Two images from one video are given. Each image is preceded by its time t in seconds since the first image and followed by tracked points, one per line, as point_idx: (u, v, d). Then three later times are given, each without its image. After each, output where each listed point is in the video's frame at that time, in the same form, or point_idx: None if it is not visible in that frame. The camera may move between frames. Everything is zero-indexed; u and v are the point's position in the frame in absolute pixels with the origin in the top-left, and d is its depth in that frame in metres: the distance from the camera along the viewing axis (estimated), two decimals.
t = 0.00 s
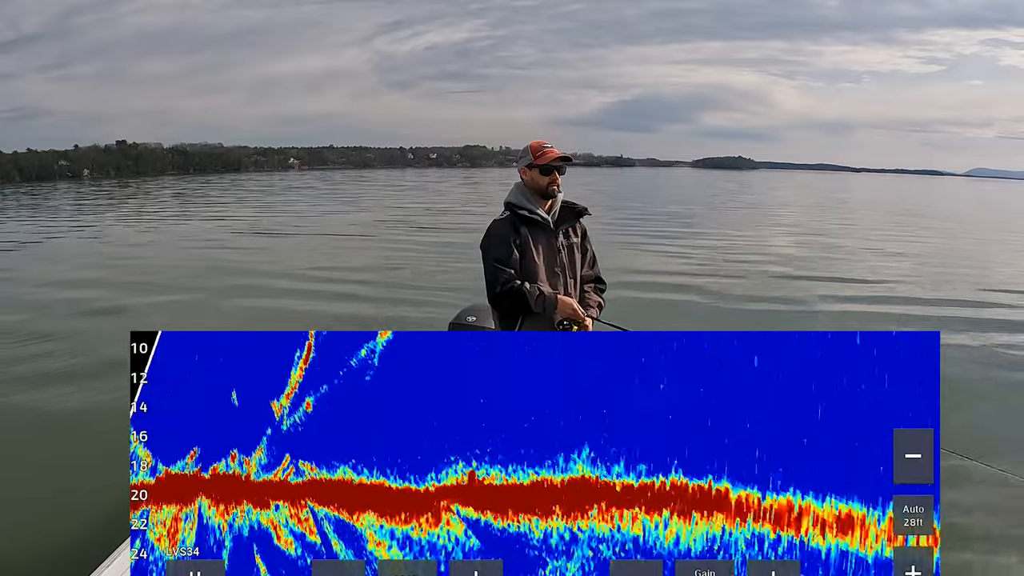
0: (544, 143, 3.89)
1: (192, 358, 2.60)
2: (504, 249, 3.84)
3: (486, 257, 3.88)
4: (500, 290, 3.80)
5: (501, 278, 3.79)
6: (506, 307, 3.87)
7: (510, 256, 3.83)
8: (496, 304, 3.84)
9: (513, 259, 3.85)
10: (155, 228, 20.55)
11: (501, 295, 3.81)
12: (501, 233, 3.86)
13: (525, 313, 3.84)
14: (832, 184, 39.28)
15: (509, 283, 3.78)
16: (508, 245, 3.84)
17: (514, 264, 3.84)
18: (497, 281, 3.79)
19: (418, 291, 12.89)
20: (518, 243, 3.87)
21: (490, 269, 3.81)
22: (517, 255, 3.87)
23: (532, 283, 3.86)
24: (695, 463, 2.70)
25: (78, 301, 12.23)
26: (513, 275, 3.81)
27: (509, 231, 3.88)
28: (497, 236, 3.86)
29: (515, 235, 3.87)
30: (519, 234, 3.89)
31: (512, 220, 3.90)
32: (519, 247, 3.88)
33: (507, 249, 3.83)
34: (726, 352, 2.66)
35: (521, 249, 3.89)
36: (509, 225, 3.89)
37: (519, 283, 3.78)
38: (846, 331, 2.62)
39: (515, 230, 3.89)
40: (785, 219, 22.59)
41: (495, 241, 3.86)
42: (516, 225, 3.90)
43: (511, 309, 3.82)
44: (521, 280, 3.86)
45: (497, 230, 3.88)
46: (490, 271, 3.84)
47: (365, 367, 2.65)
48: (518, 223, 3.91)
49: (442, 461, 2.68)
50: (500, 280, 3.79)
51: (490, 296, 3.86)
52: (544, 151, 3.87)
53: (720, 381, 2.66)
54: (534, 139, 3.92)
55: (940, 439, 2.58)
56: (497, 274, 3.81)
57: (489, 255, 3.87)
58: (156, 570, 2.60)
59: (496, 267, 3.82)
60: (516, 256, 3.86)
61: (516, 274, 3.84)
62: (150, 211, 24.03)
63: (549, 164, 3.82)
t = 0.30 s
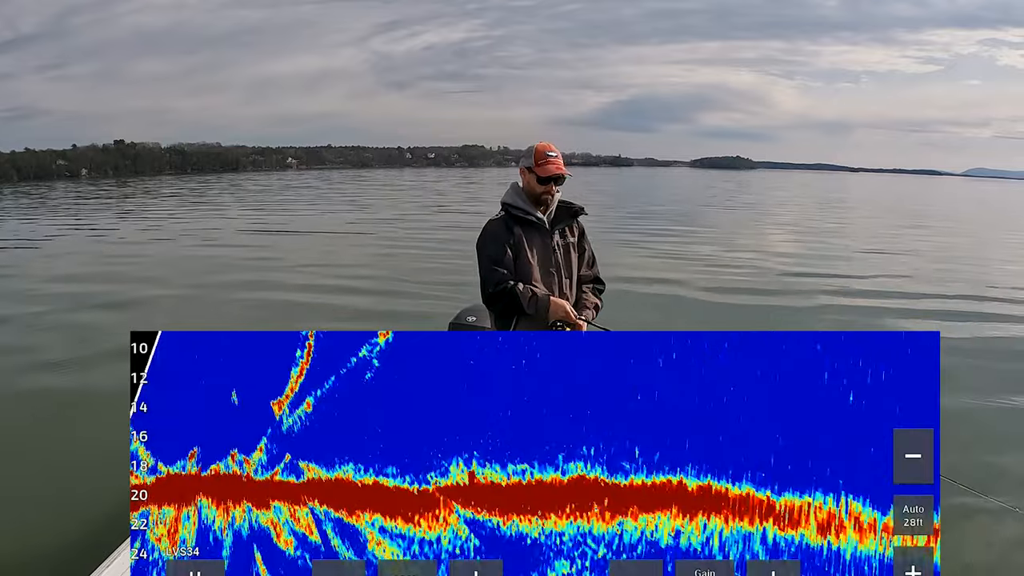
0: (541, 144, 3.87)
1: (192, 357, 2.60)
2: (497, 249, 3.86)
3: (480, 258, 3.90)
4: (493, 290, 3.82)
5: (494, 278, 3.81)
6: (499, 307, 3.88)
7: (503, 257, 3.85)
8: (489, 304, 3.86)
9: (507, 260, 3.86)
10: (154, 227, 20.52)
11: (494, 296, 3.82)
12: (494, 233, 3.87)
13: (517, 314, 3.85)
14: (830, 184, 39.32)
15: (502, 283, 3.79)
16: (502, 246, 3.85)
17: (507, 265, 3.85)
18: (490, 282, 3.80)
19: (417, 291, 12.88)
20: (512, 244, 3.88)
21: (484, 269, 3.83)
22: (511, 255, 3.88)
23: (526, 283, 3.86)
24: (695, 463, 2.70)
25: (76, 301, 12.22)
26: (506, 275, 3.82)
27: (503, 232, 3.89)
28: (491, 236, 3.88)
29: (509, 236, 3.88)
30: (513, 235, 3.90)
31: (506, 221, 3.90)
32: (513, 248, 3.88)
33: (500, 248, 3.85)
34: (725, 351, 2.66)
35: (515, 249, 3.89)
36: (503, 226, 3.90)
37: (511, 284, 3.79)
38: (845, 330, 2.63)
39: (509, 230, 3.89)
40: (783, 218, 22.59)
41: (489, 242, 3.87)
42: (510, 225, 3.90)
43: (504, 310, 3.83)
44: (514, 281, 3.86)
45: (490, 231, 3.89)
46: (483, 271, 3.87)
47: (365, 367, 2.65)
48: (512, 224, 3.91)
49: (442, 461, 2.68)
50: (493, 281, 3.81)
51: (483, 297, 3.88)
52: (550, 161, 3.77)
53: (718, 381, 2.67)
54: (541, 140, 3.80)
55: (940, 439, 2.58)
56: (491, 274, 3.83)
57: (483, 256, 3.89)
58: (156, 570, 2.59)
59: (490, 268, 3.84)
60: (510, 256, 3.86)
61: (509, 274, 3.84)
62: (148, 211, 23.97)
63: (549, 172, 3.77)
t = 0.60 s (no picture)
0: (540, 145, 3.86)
1: (192, 356, 2.60)
2: (493, 249, 3.86)
3: (476, 257, 3.90)
4: (490, 290, 3.82)
5: (491, 279, 3.80)
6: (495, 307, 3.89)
7: (499, 257, 3.85)
8: (485, 304, 3.87)
9: (503, 260, 3.86)
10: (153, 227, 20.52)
11: (490, 296, 3.83)
12: (491, 233, 3.87)
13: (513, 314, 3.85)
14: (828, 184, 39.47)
15: (498, 283, 3.80)
16: (498, 246, 3.85)
17: (503, 265, 3.85)
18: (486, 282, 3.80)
19: (415, 290, 12.89)
20: (508, 244, 3.88)
21: (480, 269, 3.83)
22: (507, 255, 3.88)
23: (522, 284, 3.87)
24: (695, 462, 2.70)
25: (75, 301, 12.21)
26: (502, 275, 3.82)
27: (500, 231, 3.88)
28: (487, 236, 3.88)
29: (505, 236, 3.88)
30: (509, 235, 3.89)
31: (502, 221, 3.90)
32: (509, 248, 3.88)
33: (497, 249, 3.85)
34: (725, 351, 2.67)
35: (512, 249, 3.89)
36: (499, 226, 3.89)
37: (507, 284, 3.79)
38: (843, 332, 2.63)
39: (505, 230, 3.89)
40: (781, 219, 22.64)
41: (485, 242, 3.87)
42: (507, 226, 3.90)
43: (501, 310, 3.84)
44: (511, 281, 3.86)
45: (487, 230, 3.88)
46: (480, 272, 3.87)
47: (365, 367, 2.65)
48: (508, 223, 3.91)
49: (443, 461, 2.68)
50: (489, 280, 3.81)
51: (479, 297, 3.88)
52: (552, 168, 3.76)
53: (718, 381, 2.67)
54: (544, 144, 3.77)
55: (940, 439, 2.58)
56: (486, 274, 3.83)
57: (479, 256, 3.89)
58: (155, 571, 2.59)
59: (486, 268, 3.84)
60: (506, 256, 3.86)
61: (505, 274, 3.85)
62: (146, 211, 23.96)
63: (550, 177, 3.77)
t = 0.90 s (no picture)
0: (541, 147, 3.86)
1: (192, 356, 2.60)
2: (492, 250, 3.85)
3: (475, 258, 3.88)
4: (490, 291, 3.80)
5: (491, 279, 3.79)
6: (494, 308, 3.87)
7: (499, 257, 3.84)
8: (484, 305, 3.86)
9: (503, 261, 3.85)
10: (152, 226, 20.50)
11: (490, 297, 3.81)
12: (490, 233, 3.86)
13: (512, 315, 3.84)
14: (826, 185, 39.72)
15: (498, 284, 3.78)
16: (498, 246, 3.85)
17: (503, 264, 3.85)
18: (487, 282, 3.79)
19: (415, 290, 12.91)
20: (507, 244, 3.87)
21: (479, 270, 3.82)
22: (507, 255, 3.87)
23: (521, 284, 3.86)
24: (695, 463, 2.70)
25: (73, 299, 12.19)
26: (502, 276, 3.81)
27: (499, 232, 3.88)
28: (486, 236, 3.87)
29: (504, 237, 3.87)
30: (508, 235, 3.89)
31: (501, 221, 3.89)
32: (508, 249, 3.87)
33: (496, 249, 3.84)
34: (725, 352, 2.67)
35: (511, 249, 3.88)
36: (498, 226, 3.88)
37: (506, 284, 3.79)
38: (843, 331, 2.64)
39: (504, 231, 3.88)
40: (780, 219, 22.68)
41: (484, 242, 3.86)
42: (506, 226, 3.89)
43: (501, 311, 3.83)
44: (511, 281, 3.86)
45: (486, 231, 3.87)
46: (479, 272, 3.85)
47: (365, 368, 2.65)
48: (507, 224, 3.90)
49: (443, 462, 2.68)
50: (489, 281, 3.80)
51: (478, 298, 3.87)
52: (553, 170, 3.77)
53: (720, 382, 2.67)
54: (545, 146, 3.77)
55: (940, 439, 2.58)
56: (486, 275, 3.82)
57: (478, 258, 3.87)
58: (156, 570, 2.59)
59: (486, 268, 3.83)
60: (506, 256, 3.86)
61: (505, 275, 3.84)
62: (145, 210, 23.91)
63: (550, 180, 3.77)
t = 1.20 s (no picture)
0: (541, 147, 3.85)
1: (192, 356, 2.59)
2: (493, 251, 3.85)
3: (475, 259, 3.88)
4: (490, 291, 3.80)
5: (492, 279, 3.79)
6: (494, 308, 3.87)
7: (499, 258, 3.84)
8: (485, 306, 3.86)
9: (503, 262, 3.86)
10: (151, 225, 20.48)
11: (491, 297, 3.81)
12: (490, 234, 3.86)
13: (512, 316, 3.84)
14: (823, 185, 39.84)
15: (498, 285, 3.79)
16: (497, 247, 3.85)
17: (504, 264, 3.85)
18: (487, 283, 3.79)
19: (414, 290, 12.92)
20: (508, 245, 3.87)
21: (480, 271, 3.82)
22: (507, 256, 3.88)
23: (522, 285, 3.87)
24: (695, 463, 2.70)
25: (72, 300, 12.17)
26: (503, 276, 3.82)
27: (499, 232, 3.88)
28: (486, 237, 3.87)
29: (504, 238, 3.87)
30: (508, 236, 3.89)
31: (501, 221, 3.89)
32: (508, 249, 3.88)
33: (496, 250, 3.84)
34: (724, 353, 2.67)
35: (511, 250, 3.89)
36: (498, 226, 3.88)
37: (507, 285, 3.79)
38: (842, 332, 2.63)
39: (504, 232, 3.88)
40: (778, 219, 22.72)
41: (484, 243, 3.86)
42: (506, 227, 3.89)
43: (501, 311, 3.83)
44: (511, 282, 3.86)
45: (486, 232, 3.87)
46: (479, 273, 3.85)
47: (365, 367, 2.64)
48: (507, 224, 3.90)
49: (444, 461, 2.68)
50: (489, 282, 3.80)
51: (479, 298, 3.86)
52: (552, 170, 3.77)
53: (720, 383, 2.67)
54: (545, 146, 3.77)
55: (940, 440, 2.58)
56: (486, 275, 3.82)
57: (478, 259, 3.87)
58: (156, 570, 2.59)
59: (486, 269, 3.83)
60: (505, 257, 3.86)
61: (505, 275, 3.84)
62: (144, 210, 23.87)
63: (550, 181, 3.78)
